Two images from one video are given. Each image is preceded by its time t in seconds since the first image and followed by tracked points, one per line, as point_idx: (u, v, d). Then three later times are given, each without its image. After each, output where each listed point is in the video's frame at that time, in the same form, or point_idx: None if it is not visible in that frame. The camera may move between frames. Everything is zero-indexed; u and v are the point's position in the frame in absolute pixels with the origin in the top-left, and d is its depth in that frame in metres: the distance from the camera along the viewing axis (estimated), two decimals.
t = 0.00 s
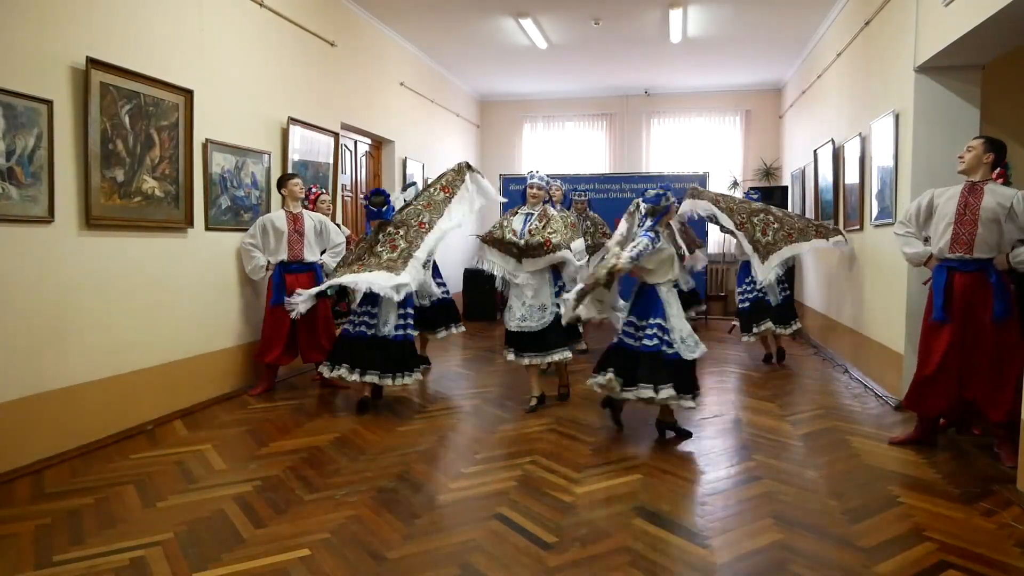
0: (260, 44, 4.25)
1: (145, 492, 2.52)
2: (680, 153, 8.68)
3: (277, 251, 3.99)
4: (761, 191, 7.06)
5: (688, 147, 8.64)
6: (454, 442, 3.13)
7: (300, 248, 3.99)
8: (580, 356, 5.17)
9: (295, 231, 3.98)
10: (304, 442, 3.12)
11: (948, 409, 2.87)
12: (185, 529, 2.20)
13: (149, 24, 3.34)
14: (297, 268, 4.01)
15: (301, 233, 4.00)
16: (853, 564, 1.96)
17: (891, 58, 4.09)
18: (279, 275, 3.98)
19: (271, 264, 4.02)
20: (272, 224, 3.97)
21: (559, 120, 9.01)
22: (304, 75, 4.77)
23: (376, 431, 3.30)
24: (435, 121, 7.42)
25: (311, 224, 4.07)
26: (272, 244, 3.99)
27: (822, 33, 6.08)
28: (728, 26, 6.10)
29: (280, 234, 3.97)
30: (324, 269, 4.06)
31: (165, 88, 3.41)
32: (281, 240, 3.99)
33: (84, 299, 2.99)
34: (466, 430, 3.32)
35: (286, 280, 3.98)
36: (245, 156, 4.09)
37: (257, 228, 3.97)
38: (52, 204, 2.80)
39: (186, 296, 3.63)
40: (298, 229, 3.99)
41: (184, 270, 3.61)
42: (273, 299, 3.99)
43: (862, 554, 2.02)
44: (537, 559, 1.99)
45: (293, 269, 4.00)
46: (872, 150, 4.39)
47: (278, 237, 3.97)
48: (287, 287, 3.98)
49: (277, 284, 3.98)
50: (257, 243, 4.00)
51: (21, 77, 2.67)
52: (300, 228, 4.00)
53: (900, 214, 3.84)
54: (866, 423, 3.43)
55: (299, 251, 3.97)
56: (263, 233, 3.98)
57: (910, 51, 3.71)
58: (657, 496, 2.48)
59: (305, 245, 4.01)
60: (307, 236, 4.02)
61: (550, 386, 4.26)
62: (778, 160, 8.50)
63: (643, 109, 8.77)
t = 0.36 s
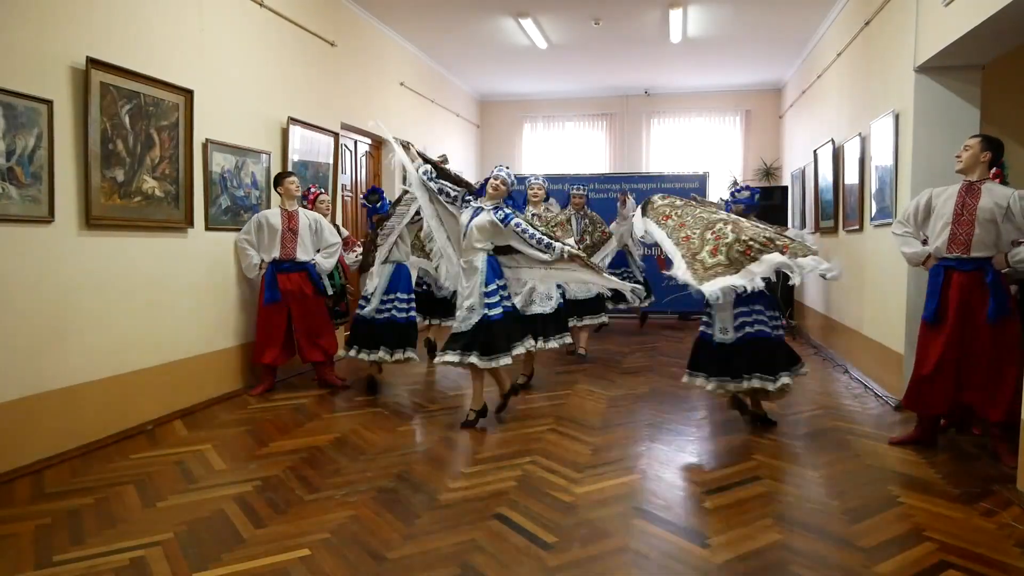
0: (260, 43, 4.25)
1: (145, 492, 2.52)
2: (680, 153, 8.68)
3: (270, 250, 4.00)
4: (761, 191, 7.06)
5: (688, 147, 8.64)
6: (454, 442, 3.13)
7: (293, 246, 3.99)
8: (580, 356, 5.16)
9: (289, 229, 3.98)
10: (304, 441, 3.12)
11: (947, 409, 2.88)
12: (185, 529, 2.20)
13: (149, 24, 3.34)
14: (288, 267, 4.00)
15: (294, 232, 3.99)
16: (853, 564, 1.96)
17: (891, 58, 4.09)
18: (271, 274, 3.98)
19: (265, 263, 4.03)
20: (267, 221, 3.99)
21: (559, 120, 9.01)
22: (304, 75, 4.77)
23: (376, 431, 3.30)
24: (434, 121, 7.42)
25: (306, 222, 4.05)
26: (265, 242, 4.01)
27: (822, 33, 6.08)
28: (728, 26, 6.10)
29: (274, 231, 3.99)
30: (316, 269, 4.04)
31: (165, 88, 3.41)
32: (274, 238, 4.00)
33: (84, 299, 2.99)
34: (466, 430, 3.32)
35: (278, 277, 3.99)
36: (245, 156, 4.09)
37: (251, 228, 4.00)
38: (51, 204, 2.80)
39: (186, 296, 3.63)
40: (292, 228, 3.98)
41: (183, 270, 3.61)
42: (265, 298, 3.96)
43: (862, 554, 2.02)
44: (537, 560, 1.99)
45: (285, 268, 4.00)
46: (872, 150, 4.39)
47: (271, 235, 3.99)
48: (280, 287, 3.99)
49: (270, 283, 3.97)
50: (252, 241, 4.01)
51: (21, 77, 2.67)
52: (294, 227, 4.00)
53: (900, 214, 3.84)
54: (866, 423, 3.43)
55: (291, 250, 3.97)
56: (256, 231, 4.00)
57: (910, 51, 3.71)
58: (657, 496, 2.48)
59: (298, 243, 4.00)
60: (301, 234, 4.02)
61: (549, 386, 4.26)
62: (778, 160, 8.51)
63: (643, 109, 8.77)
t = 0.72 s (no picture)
0: (260, 43, 4.25)
1: (145, 492, 2.52)
2: (680, 153, 8.68)
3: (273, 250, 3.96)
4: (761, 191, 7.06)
5: (688, 147, 8.64)
6: (454, 442, 3.13)
7: (295, 246, 3.99)
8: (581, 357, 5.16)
9: (291, 229, 3.98)
10: (304, 441, 3.12)
11: (947, 409, 2.88)
12: (185, 529, 2.20)
13: (149, 24, 3.34)
14: (292, 267, 4.01)
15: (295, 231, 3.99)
16: (852, 564, 1.96)
17: (891, 58, 4.09)
18: (274, 273, 3.96)
19: (265, 263, 3.98)
20: (269, 220, 3.95)
21: (559, 120, 9.01)
22: (304, 75, 4.77)
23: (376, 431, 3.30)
24: (434, 121, 7.42)
25: (308, 222, 4.06)
26: (268, 243, 3.96)
27: (822, 33, 6.07)
28: (728, 26, 6.10)
29: (277, 231, 3.96)
30: (320, 270, 4.08)
31: (165, 88, 3.41)
32: (276, 238, 3.97)
33: (84, 298, 2.99)
34: (466, 430, 3.32)
35: (281, 277, 3.98)
36: (245, 156, 4.09)
37: (253, 227, 3.95)
38: (51, 204, 2.80)
39: (186, 297, 3.63)
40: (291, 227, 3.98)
41: (183, 270, 3.61)
42: (269, 299, 3.95)
43: (862, 554, 2.02)
44: (537, 560, 1.99)
45: (289, 268, 4.01)
46: (872, 150, 4.39)
47: (273, 236, 3.96)
48: (283, 287, 3.98)
49: (273, 283, 3.95)
50: (252, 241, 3.96)
51: (21, 77, 2.67)
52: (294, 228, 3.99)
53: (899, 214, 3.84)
54: (866, 423, 3.43)
55: (296, 249, 3.98)
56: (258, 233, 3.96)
57: (910, 51, 3.71)
58: (657, 496, 2.48)
59: (301, 243, 4.01)
60: (303, 234, 4.02)
61: (549, 386, 4.26)
62: (778, 160, 8.51)
63: (643, 109, 8.77)
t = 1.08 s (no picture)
0: (260, 43, 4.25)
1: (145, 492, 2.52)
2: (680, 153, 8.68)
3: (276, 250, 3.96)
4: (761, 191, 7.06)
5: (688, 147, 8.64)
6: (454, 442, 3.13)
7: (297, 246, 3.99)
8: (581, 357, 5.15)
9: (293, 230, 3.97)
10: (303, 441, 3.12)
11: (947, 409, 2.88)
12: (185, 529, 2.20)
13: (149, 24, 3.34)
14: (295, 267, 4.01)
15: (297, 232, 3.98)
16: (852, 564, 1.96)
17: (891, 57, 4.08)
18: (277, 274, 3.96)
19: (269, 264, 4.00)
20: (272, 221, 3.94)
21: (559, 120, 9.01)
22: (304, 75, 4.77)
23: (375, 431, 3.29)
24: (435, 121, 7.41)
25: (311, 222, 4.06)
26: (270, 243, 3.95)
27: (823, 33, 6.07)
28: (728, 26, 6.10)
29: (279, 232, 3.96)
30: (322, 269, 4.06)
31: (165, 88, 3.41)
32: (279, 240, 3.97)
33: (84, 298, 2.99)
34: (466, 430, 3.32)
35: (284, 278, 3.97)
36: (245, 156, 4.09)
37: (256, 227, 3.94)
38: (51, 204, 2.80)
39: (186, 297, 3.63)
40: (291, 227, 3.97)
41: (183, 270, 3.61)
42: (274, 299, 3.95)
43: (862, 554, 2.02)
44: (537, 560, 1.99)
45: (291, 268, 4.00)
46: (872, 150, 4.39)
47: (276, 236, 3.96)
48: (288, 287, 3.98)
49: (276, 283, 3.95)
50: (255, 243, 3.96)
51: (21, 77, 2.67)
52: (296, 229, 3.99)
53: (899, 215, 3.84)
54: (866, 424, 3.43)
55: (299, 250, 3.97)
56: (260, 234, 3.96)
57: (910, 51, 3.71)
58: (657, 496, 2.48)
59: (303, 243, 4.01)
60: (306, 235, 4.02)
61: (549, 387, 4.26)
62: (778, 160, 8.51)
63: (643, 109, 8.77)
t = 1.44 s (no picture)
0: (259, 43, 4.25)
1: (145, 492, 2.52)
2: (680, 153, 8.68)
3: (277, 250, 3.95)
4: (761, 191, 7.06)
5: (688, 147, 8.64)
6: (454, 442, 3.13)
7: (298, 246, 3.98)
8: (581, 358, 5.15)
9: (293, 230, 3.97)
10: (303, 441, 3.12)
11: (947, 409, 2.88)
12: (185, 529, 2.20)
13: (149, 24, 3.34)
14: (295, 267, 4.00)
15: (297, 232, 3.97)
16: (853, 564, 1.96)
17: (892, 57, 4.08)
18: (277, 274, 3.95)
19: (269, 264, 3.98)
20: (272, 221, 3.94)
21: (559, 120, 9.02)
22: (304, 75, 4.77)
23: (376, 431, 3.30)
24: (434, 121, 7.41)
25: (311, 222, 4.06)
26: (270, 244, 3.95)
27: (823, 33, 6.07)
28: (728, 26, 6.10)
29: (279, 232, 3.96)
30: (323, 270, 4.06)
31: (165, 88, 3.41)
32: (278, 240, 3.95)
33: (83, 299, 2.99)
34: (466, 430, 3.32)
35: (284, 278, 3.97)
36: (245, 156, 4.09)
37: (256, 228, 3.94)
38: (51, 204, 2.80)
39: (185, 297, 3.63)
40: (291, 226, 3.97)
41: (183, 271, 3.61)
42: (274, 299, 3.95)
43: (863, 554, 2.02)
44: (537, 560, 1.99)
45: (292, 268, 4.00)
46: (872, 150, 4.39)
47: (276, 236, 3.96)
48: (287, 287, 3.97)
49: (276, 283, 3.95)
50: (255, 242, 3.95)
51: (21, 77, 2.67)
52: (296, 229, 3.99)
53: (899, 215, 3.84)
54: (865, 423, 3.43)
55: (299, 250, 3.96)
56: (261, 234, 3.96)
57: (910, 51, 3.71)
58: (657, 496, 2.48)
59: (304, 243, 4.00)
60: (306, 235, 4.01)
61: (549, 387, 4.26)
62: (778, 160, 8.51)
63: (643, 109, 8.77)
